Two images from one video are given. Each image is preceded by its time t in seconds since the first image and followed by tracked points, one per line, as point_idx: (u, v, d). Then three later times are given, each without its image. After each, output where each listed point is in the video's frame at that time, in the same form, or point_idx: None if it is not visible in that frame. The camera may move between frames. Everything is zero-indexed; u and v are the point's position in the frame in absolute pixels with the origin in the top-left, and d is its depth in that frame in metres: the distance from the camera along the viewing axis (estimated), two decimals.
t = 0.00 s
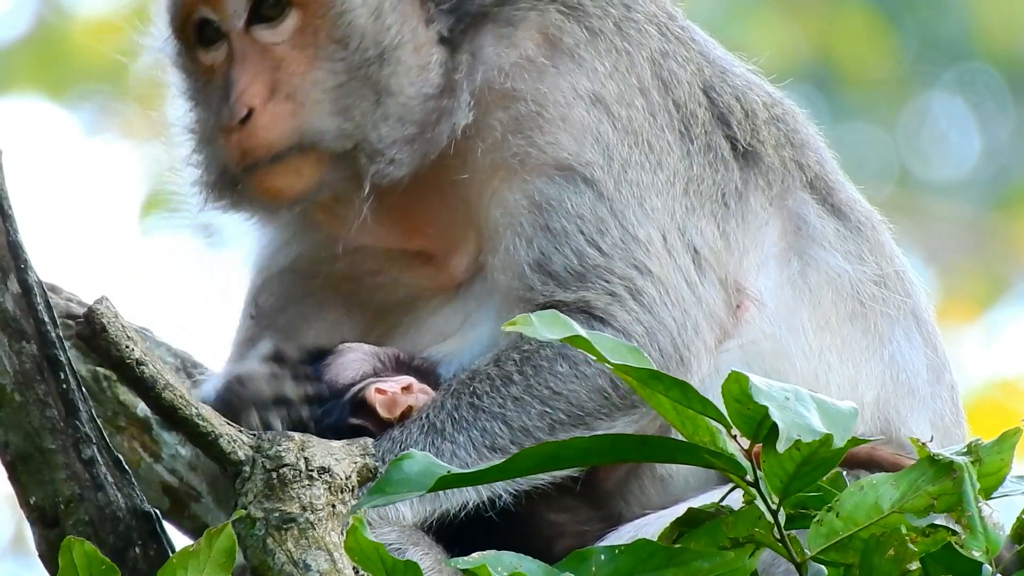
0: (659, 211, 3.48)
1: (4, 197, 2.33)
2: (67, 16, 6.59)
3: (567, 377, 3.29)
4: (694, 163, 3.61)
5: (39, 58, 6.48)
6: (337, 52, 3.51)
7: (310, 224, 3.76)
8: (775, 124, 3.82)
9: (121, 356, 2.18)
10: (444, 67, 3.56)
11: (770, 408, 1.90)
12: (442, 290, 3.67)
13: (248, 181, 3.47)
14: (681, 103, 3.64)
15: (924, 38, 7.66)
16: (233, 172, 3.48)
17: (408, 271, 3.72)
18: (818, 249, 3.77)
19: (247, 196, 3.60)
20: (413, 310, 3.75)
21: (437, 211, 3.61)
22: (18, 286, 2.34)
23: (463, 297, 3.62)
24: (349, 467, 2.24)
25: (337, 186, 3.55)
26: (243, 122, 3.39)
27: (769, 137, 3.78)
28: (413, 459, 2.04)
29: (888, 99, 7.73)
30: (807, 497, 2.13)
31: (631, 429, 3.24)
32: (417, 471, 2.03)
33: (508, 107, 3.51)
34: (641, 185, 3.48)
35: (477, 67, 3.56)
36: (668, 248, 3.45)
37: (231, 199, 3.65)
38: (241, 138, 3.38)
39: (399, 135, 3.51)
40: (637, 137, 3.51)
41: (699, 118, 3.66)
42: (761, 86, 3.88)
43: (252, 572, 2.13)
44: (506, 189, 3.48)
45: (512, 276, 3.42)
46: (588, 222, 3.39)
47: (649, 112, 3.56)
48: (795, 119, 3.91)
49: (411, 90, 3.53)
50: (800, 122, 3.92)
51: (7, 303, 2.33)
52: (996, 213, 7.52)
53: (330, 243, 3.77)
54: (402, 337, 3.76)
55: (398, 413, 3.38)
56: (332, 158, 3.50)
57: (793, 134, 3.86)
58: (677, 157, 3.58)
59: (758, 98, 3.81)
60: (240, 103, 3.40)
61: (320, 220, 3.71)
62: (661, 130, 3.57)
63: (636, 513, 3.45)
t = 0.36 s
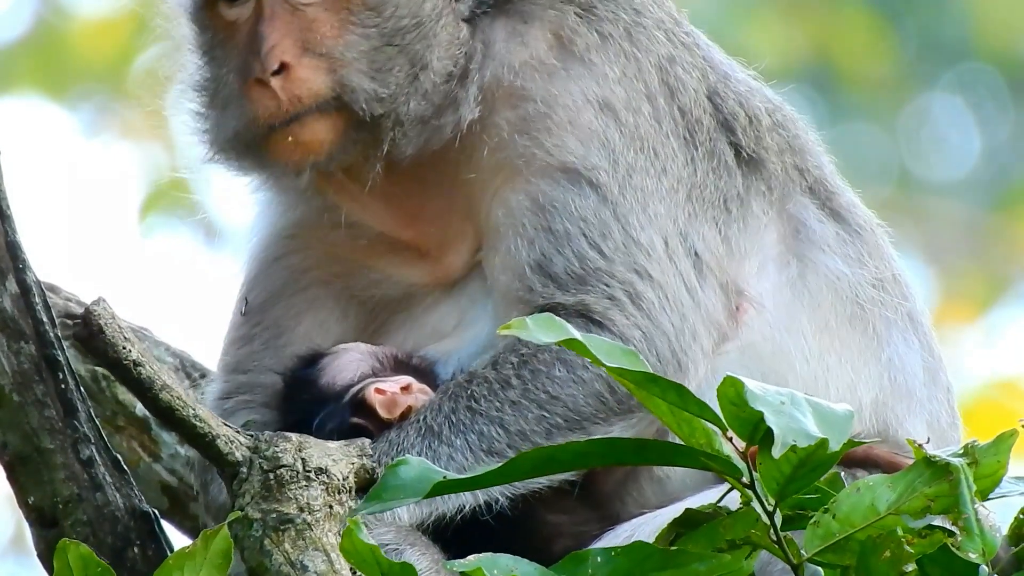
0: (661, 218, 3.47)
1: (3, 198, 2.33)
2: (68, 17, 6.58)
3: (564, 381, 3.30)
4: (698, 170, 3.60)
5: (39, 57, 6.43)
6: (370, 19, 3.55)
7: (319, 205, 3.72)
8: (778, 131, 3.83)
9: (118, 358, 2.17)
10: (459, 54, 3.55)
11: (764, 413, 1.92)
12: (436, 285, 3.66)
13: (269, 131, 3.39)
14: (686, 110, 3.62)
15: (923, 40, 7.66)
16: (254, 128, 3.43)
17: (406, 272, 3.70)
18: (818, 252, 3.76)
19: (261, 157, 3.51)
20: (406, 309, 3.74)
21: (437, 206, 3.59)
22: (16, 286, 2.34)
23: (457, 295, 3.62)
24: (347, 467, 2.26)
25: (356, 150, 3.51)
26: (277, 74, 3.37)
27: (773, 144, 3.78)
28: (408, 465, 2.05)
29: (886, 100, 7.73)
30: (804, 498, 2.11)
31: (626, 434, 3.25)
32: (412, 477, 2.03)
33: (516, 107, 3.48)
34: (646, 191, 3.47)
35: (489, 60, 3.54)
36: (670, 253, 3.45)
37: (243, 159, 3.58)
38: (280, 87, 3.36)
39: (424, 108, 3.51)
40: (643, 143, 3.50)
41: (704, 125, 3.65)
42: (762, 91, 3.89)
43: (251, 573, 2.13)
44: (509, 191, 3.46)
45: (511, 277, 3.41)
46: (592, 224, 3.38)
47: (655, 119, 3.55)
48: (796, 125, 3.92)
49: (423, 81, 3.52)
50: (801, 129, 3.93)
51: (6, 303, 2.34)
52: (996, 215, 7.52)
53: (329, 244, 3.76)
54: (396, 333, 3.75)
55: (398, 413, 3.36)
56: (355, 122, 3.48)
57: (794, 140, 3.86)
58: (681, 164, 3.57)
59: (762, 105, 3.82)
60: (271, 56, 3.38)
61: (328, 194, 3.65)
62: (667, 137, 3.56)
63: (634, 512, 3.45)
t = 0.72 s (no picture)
0: (673, 220, 3.48)
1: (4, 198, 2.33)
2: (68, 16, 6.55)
3: (569, 383, 3.30)
4: (710, 173, 3.60)
5: (40, 57, 6.41)
6: None
7: (328, 179, 3.68)
8: (788, 135, 3.83)
9: (118, 357, 2.17)
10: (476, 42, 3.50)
11: (764, 413, 1.93)
12: (442, 282, 3.63)
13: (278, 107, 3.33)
14: (699, 113, 3.63)
15: (923, 39, 7.66)
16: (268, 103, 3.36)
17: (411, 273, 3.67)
18: (824, 256, 3.77)
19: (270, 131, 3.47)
20: (410, 307, 3.71)
21: (440, 201, 3.57)
22: (16, 286, 2.34)
23: (463, 291, 3.60)
24: (347, 468, 2.24)
25: (367, 130, 3.45)
26: (292, 49, 3.30)
27: (783, 148, 3.79)
28: (410, 464, 2.05)
29: (887, 99, 7.73)
30: (805, 498, 2.12)
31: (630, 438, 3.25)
32: (414, 476, 2.03)
33: (534, 102, 3.49)
34: (657, 193, 3.48)
35: (505, 52, 3.51)
36: (680, 256, 3.46)
37: (253, 134, 3.53)
38: (290, 64, 3.28)
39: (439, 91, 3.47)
40: (655, 146, 3.51)
41: (716, 128, 3.65)
42: (772, 95, 3.89)
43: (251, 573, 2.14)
44: (522, 187, 3.47)
45: (521, 275, 3.41)
46: (604, 226, 3.40)
47: (668, 121, 3.56)
48: (805, 130, 3.93)
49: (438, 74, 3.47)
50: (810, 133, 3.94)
51: (6, 303, 2.33)
52: (995, 214, 7.52)
53: (335, 246, 3.75)
54: (397, 332, 3.73)
55: (400, 412, 3.36)
56: (367, 101, 3.42)
57: (801, 145, 3.87)
58: (693, 167, 3.57)
59: (771, 109, 3.82)
60: (288, 32, 3.30)
61: (336, 172, 3.61)
62: (679, 139, 3.56)
63: (635, 512, 3.45)
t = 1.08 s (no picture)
0: (677, 223, 3.48)
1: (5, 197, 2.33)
2: (68, 16, 6.54)
3: (572, 385, 3.30)
4: (715, 175, 3.60)
5: (40, 58, 6.42)
6: None
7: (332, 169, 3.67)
8: (793, 138, 3.84)
9: (121, 356, 2.17)
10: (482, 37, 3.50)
11: (768, 410, 1.91)
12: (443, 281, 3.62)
13: (282, 91, 3.33)
14: (704, 115, 3.64)
15: (923, 39, 7.65)
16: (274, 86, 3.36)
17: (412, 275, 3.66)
18: (827, 259, 3.78)
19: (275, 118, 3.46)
20: (413, 308, 3.70)
21: (443, 197, 3.56)
22: (17, 285, 2.34)
23: (465, 291, 3.60)
24: (349, 467, 2.24)
25: (371, 117, 3.45)
26: (299, 32, 3.30)
27: (788, 151, 3.80)
28: (412, 462, 2.05)
29: (886, 99, 7.73)
30: (807, 496, 2.12)
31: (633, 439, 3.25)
32: (416, 474, 2.03)
33: (539, 103, 3.49)
34: (662, 195, 3.48)
35: (510, 50, 3.51)
36: (684, 259, 3.46)
37: (258, 119, 3.53)
38: (298, 47, 3.29)
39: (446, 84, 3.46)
40: (660, 148, 3.52)
41: (721, 130, 3.65)
42: (777, 98, 3.89)
43: (253, 571, 2.13)
44: (527, 189, 3.47)
45: (525, 275, 3.41)
46: (608, 227, 3.40)
47: (673, 123, 3.56)
48: (810, 134, 3.93)
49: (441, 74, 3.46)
50: (814, 138, 3.95)
51: (7, 302, 2.33)
52: (995, 214, 7.51)
53: (336, 246, 3.74)
54: (398, 333, 3.72)
55: (403, 412, 3.37)
56: (372, 87, 3.42)
57: (806, 148, 3.88)
58: (698, 169, 3.57)
59: (776, 112, 3.83)
60: (295, 14, 3.31)
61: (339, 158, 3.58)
62: (683, 141, 3.57)
63: (637, 513, 3.45)
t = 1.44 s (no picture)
0: (677, 225, 3.48)
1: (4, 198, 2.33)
2: (67, 15, 6.54)
3: (572, 387, 3.30)
4: (716, 178, 3.60)
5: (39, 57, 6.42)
6: None
7: (331, 164, 3.68)
8: (794, 141, 3.84)
9: (120, 357, 2.17)
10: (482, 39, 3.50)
11: (766, 411, 1.93)
12: (443, 282, 3.62)
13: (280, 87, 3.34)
14: (705, 117, 3.64)
15: (923, 38, 7.67)
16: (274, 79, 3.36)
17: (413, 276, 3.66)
18: (828, 262, 3.78)
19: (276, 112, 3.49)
20: (412, 309, 3.69)
21: (444, 195, 3.56)
22: (17, 286, 2.34)
23: (466, 292, 3.59)
24: (348, 468, 2.24)
25: (370, 113, 3.46)
26: (298, 22, 3.30)
27: (789, 154, 3.80)
28: (412, 462, 2.05)
29: (886, 99, 7.71)
30: (807, 498, 2.13)
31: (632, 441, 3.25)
32: (415, 474, 2.03)
33: (540, 104, 3.49)
34: (662, 198, 3.48)
35: (511, 51, 3.51)
36: (685, 261, 3.46)
37: (256, 113, 3.55)
38: (295, 37, 3.29)
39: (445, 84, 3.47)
40: (661, 151, 3.52)
41: (722, 132, 3.65)
42: (779, 101, 3.89)
43: (252, 572, 2.14)
44: (527, 190, 3.47)
45: (525, 277, 3.42)
46: (609, 230, 3.40)
47: (674, 126, 3.56)
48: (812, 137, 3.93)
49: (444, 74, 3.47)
50: (816, 141, 3.95)
51: (6, 303, 2.34)
52: (995, 214, 7.51)
53: (338, 246, 3.75)
54: (398, 334, 3.71)
55: (402, 413, 3.36)
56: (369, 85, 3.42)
57: (807, 152, 3.88)
58: (699, 172, 3.57)
59: (778, 114, 3.83)
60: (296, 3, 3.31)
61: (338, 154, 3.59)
62: (685, 144, 3.57)
63: (636, 515, 3.45)
